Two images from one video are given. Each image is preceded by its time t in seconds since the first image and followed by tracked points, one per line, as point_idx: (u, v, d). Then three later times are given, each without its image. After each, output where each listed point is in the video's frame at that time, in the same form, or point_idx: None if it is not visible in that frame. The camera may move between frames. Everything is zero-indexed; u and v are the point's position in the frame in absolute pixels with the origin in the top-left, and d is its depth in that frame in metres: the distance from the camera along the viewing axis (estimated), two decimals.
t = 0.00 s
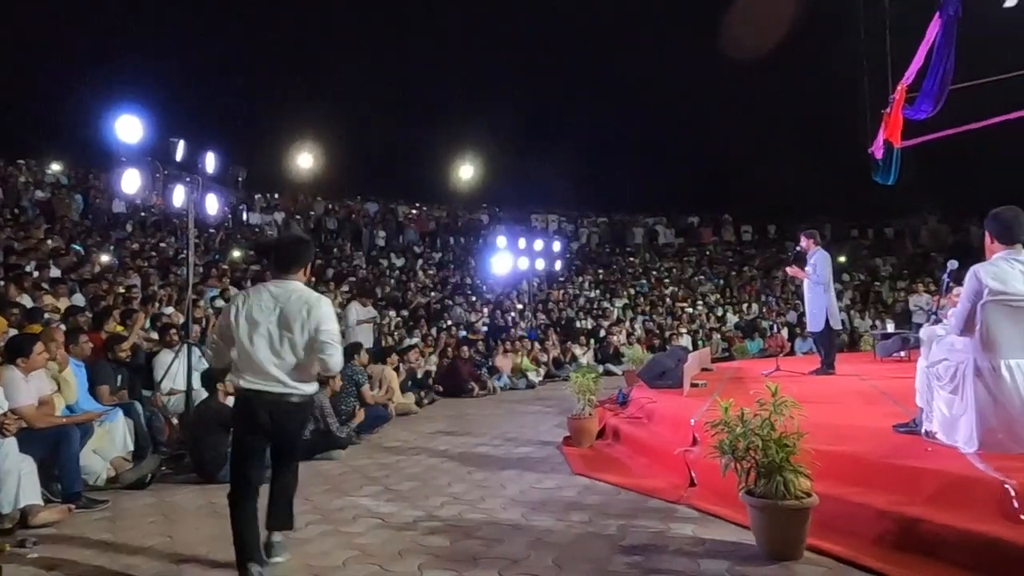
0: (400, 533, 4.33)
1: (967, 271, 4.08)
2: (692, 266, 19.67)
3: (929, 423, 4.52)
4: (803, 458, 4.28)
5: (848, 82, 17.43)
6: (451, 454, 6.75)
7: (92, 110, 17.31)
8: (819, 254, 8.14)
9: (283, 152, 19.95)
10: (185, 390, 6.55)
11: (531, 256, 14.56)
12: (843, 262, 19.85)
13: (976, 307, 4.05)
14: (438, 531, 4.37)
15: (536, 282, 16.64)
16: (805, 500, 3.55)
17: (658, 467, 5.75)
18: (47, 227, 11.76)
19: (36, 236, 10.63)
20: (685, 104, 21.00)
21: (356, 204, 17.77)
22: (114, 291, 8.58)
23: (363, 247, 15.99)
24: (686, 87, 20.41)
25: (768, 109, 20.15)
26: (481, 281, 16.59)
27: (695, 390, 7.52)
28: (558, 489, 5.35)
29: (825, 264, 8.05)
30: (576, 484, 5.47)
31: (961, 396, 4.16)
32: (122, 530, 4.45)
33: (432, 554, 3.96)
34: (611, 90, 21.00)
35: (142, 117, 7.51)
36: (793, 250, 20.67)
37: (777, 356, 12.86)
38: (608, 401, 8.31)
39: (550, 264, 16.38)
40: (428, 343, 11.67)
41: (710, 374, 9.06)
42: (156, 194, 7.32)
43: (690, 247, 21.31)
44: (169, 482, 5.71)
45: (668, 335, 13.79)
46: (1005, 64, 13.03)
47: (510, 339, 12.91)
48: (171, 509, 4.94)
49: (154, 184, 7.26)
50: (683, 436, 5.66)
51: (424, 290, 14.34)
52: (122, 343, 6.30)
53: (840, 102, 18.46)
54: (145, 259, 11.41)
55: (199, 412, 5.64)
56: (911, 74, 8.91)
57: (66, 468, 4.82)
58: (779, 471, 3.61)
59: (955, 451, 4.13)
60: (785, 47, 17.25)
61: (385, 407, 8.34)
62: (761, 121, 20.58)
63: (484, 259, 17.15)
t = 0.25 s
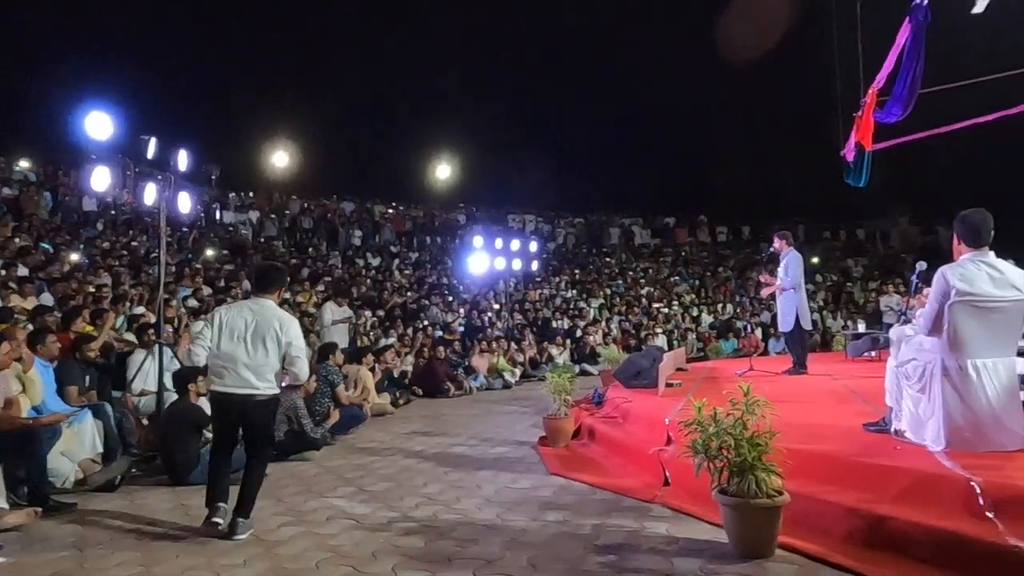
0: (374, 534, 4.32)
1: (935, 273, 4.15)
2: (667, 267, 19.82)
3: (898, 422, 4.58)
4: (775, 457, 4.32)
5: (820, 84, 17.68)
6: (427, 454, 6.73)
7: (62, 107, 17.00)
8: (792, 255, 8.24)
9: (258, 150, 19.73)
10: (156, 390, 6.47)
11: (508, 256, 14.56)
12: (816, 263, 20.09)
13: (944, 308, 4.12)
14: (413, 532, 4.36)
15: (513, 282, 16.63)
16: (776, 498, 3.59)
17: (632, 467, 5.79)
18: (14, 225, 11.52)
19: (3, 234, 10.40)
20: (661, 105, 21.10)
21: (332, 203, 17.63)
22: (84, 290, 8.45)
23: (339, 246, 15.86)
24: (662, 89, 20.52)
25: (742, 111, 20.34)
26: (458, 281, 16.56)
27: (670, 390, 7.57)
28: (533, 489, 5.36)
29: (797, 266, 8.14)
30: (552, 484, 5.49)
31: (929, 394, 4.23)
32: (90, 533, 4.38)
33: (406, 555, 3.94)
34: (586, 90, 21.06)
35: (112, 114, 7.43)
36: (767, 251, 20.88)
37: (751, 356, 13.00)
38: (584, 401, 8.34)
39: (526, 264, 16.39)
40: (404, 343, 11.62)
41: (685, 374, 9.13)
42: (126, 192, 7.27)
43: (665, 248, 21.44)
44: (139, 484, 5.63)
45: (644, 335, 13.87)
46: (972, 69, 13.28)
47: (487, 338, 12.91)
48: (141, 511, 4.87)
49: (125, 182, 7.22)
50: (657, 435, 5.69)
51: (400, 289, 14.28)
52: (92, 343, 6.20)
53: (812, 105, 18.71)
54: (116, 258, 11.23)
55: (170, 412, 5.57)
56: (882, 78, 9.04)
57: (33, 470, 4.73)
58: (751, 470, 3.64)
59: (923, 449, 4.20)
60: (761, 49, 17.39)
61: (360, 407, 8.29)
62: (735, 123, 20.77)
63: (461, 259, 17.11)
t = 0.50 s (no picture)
0: (357, 535, 4.30)
1: (915, 272, 4.18)
2: (652, 266, 19.87)
3: (880, 420, 4.62)
4: (758, 455, 4.34)
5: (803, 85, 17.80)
6: (411, 454, 6.71)
7: (42, 104, 16.79)
8: (775, 255, 8.27)
9: (241, 149, 19.57)
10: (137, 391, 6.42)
11: (493, 256, 14.54)
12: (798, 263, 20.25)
13: (923, 307, 4.16)
14: (397, 532, 4.35)
15: (498, 282, 16.62)
16: (759, 497, 3.60)
17: (617, 466, 5.80)
18: None
19: None
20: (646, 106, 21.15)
21: (316, 202, 17.53)
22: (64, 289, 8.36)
23: (323, 245, 15.76)
24: (647, 89, 20.56)
25: (726, 111, 20.44)
26: (442, 280, 16.54)
27: (654, 389, 7.59)
28: (517, 488, 5.36)
29: (779, 266, 8.17)
30: (536, 484, 5.49)
31: (909, 393, 4.26)
32: (70, 535, 4.34)
33: (390, 555, 3.93)
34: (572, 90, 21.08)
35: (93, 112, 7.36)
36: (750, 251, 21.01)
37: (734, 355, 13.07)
38: (569, 401, 8.35)
39: (511, 264, 16.37)
40: (388, 343, 11.58)
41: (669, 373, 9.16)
42: (106, 190, 7.12)
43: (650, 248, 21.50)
44: (120, 486, 5.58)
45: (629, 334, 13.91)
46: (953, 71, 13.43)
47: (471, 338, 12.90)
48: (122, 513, 4.83)
49: (105, 180, 7.07)
50: (641, 434, 5.71)
51: (385, 289, 14.22)
52: (71, 343, 6.11)
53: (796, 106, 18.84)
54: (97, 257, 11.11)
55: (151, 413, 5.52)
56: (863, 80, 9.11)
57: (10, 473, 4.69)
58: (733, 468, 3.66)
59: (903, 447, 4.24)
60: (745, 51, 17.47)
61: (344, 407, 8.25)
62: (720, 123, 20.87)
63: (446, 258, 17.08)
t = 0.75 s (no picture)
0: (347, 535, 4.29)
1: (903, 271, 4.20)
2: (642, 266, 19.91)
3: (867, 418, 4.64)
4: (747, 454, 4.35)
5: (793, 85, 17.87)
6: (401, 453, 6.70)
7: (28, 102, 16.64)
8: (765, 254, 8.30)
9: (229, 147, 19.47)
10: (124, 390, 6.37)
11: (483, 255, 14.50)
12: (787, 262, 20.37)
13: (911, 306, 4.17)
14: (387, 532, 4.34)
15: (488, 281, 16.62)
16: (748, 495, 3.62)
17: (607, 465, 5.81)
18: None
19: None
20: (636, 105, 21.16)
21: (305, 200, 17.45)
22: (51, 289, 8.29)
23: (313, 244, 15.67)
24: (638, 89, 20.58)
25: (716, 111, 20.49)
26: (433, 280, 16.51)
27: (644, 388, 7.60)
28: (507, 487, 5.36)
29: (770, 266, 8.19)
30: (526, 483, 5.50)
31: (897, 391, 4.29)
32: (57, 536, 4.31)
33: (380, 555, 3.92)
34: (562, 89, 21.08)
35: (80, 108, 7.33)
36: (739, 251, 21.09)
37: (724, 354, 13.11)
38: (559, 400, 8.35)
39: (501, 263, 16.36)
40: (378, 343, 11.55)
41: (659, 372, 9.19)
42: (92, 189, 7.05)
43: (640, 247, 21.55)
44: (108, 486, 5.54)
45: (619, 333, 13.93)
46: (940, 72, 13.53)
47: (462, 337, 12.88)
48: (110, 514, 4.80)
49: (91, 178, 7.00)
50: (631, 432, 5.72)
51: (375, 288, 14.19)
52: (56, 341, 6.00)
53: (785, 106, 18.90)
54: (84, 256, 11.04)
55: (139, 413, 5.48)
56: (852, 80, 9.15)
57: None
58: (722, 466, 3.67)
59: (891, 445, 4.26)
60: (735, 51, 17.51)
61: (333, 407, 8.23)
62: (710, 123, 20.92)
63: (436, 257, 17.05)
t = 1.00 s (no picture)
0: (332, 536, 4.27)
1: (886, 272, 4.24)
2: (629, 266, 19.97)
3: (851, 417, 4.68)
4: (732, 453, 4.37)
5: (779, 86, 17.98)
6: (387, 454, 6.68)
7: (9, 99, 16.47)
8: (751, 254, 8.34)
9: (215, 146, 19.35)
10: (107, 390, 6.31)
11: (470, 255, 14.51)
12: (773, 262, 20.52)
13: (894, 306, 4.21)
14: (373, 532, 4.33)
15: (475, 281, 16.62)
16: (733, 493, 3.64)
17: (593, 464, 5.82)
18: None
19: None
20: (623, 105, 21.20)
21: (292, 200, 17.38)
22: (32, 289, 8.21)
23: (299, 244, 15.58)
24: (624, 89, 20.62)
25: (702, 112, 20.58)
26: (420, 280, 16.50)
27: (630, 388, 7.63)
28: (493, 487, 5.36)
29: (757, 267, 8.23)
30: (512, 483, 5.50)
31: (880, 391, 4.32)
32: (38, 538, 4.27)
33: (365, 556, 3.91)
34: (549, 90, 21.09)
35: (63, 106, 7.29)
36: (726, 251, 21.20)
37: (710, 353, 13.18)
38: (545, 400, 8.36)
39: (488, 263, 16.38)
40: (365, 342, 11.53)
41: (645, 372, 9.22)
42: (75, 187, 6.97)
43: (627, 247, 21.62)
44: (90, 488, 5.49)
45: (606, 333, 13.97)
46: (923, 74, 13.66)
47: (449, 337, 12.87)
48: (92, 516, 4.75)
49: (74, 177, 6.95)
50: (617, 432, 5.74)
51: (362, 288, 14.15)
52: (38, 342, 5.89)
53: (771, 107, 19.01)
54: (67, 256, 10.94)
55: (123, 414, 5.44)
56: (836, 81, 9.21)
57: None
58: (707, 465, 3.69)
59: (874, 444, 4.30)
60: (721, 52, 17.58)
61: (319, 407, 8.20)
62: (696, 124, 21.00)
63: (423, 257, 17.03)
